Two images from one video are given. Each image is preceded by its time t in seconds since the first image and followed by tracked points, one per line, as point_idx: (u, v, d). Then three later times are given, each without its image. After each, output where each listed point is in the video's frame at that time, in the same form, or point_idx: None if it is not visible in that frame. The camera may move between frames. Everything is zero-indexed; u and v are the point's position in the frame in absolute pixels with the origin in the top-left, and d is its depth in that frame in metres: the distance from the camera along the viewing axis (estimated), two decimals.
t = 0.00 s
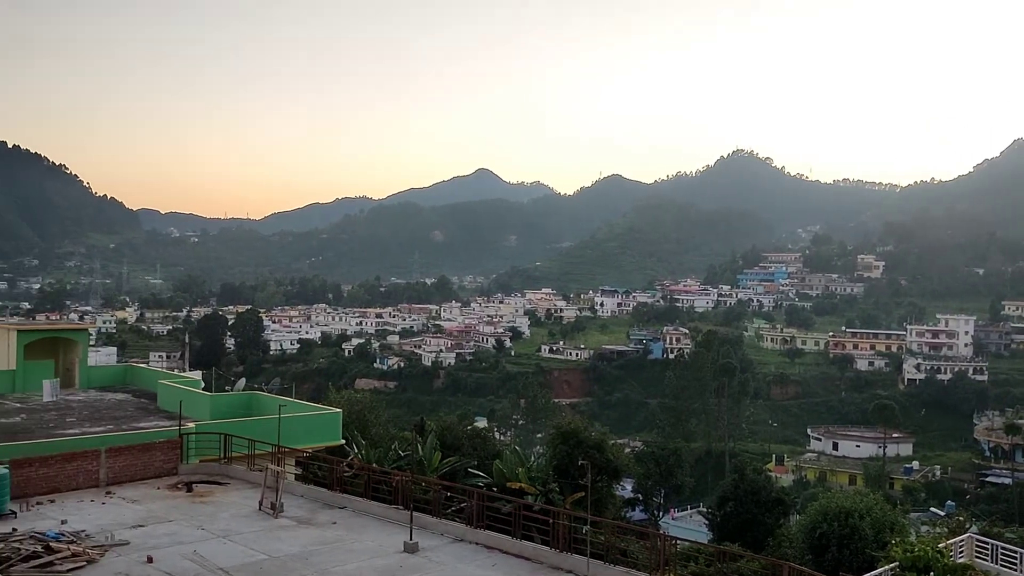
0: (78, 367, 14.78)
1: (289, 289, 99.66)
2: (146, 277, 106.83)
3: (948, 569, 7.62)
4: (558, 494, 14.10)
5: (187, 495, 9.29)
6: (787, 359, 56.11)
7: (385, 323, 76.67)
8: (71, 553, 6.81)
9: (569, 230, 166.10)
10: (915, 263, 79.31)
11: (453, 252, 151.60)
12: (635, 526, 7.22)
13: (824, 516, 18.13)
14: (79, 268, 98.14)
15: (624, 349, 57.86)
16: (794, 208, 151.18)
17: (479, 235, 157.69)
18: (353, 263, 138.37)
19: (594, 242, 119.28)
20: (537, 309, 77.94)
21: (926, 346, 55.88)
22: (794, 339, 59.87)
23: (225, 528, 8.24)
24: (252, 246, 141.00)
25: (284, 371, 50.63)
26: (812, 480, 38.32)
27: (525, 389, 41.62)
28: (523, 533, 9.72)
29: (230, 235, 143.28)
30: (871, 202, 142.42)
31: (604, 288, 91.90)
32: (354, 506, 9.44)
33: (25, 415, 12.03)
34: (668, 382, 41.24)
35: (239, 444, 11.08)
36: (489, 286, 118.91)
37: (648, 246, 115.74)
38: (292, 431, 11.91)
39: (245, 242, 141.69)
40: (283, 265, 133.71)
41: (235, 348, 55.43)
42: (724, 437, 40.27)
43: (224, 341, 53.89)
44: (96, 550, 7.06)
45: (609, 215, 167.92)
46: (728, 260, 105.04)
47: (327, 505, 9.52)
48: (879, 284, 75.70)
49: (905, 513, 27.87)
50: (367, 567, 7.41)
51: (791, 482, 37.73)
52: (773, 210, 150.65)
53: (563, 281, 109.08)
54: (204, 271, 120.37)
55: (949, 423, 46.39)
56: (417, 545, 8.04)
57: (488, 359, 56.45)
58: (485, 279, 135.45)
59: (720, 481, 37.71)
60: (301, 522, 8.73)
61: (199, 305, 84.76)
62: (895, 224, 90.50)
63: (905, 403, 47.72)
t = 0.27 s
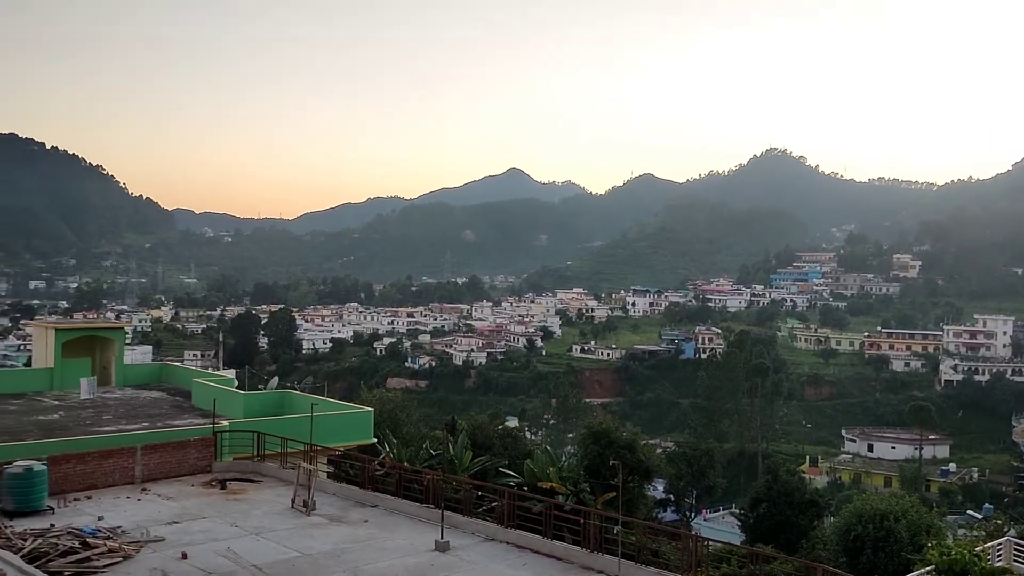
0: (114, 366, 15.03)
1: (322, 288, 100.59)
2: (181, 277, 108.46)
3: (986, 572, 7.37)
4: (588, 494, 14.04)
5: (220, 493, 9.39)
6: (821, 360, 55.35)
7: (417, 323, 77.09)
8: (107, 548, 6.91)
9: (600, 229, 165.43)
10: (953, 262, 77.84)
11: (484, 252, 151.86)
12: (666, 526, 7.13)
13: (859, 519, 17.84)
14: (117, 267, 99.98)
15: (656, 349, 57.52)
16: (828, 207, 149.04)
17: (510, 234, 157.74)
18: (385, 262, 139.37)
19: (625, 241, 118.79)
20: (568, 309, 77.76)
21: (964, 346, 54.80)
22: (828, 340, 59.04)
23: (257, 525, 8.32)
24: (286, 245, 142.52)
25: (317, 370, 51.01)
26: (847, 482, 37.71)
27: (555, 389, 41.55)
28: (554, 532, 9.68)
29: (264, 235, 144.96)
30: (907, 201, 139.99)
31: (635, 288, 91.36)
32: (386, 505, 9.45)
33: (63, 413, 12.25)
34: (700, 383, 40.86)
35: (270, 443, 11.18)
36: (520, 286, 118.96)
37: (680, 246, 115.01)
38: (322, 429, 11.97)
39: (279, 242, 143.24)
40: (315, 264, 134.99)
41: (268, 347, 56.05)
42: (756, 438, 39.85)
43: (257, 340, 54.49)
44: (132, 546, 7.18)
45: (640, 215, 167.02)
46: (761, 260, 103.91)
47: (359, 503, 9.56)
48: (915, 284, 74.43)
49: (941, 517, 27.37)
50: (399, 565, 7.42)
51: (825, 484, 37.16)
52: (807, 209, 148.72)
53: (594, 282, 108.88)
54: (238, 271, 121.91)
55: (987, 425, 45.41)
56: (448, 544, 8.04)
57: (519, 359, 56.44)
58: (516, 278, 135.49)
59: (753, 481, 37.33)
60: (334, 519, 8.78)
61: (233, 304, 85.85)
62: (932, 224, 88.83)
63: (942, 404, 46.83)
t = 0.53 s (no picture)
0: (148, 363, 15.28)
1: (353, 287, 101.33)
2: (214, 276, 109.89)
3: None
4: (618, 495, 13.96)
5: (252, 489, 9.50)
6: (854, 360, 54.55)
7: (446, 322, 77.38)
8: (141, 544, 7.01)
9: (630, 228, 164.61)
10: (991, 262, 76.25)
11: (514, 251, 151.87)
12: (698, 527, 7.05)
13: (894, 520, 17.54)
14: (151, 266, 101.64)
15: (687, 349, 57.13)
16: (863, 205, 146.76)
17: (540, 233, 157.55)
18: (415, 261, 140.08)
19: (656, 240, 118.10)
20: (598, 309, 77.51)
21: (1002, 347, 53.66)
22: (862, 340, 58.18)
23: (289, 522, 8.39)
24: (317, 244, 143.79)
25: (347, 368, 51.29)
26: (881, 484, 37.09)
27: (585, 389, 41.41)
28: (584, 532, 9.64)
29: (296, 235, 146.34)
30: (944, 199, 137.39)
31: (666, 287, 90.79)
32: (416, 503, 9.47)
33: (99, 409, 12.48)
34: (731, 383, 40.48)
35: (302, 440, 11.28)
36: (550, 285, 118.85)
37: (711, 246, 114.07)
38: (353, 427, 12.04)
39: (311, 241, 144.53)
40: (346, 263, 136.04)
41: (300, 345, 56.60)
42: (789, 438, 39.39)
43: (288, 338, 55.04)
44: (166, 542, 7.28)
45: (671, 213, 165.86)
46: (794, 259, 102.67)
47: (389, 501, 9.60)
48: (952, 283, 73.06)
49: (976, 521, 26.81)
50: (429, 563, 7.44)
51: (859, 485, 36.57)
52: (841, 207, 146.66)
53: (625, 281, 108.47)
54: (270, 269, 123.24)
55: None
56: (478, 543, 8.03)
57: (548, 358, 56.39)
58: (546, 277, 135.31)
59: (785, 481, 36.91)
60: (364, 517, 8.83)
61: (265, 302, 86.75)
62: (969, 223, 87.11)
63: (980, 406, 45.89)
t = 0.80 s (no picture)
0: (183, 360, 15.48)
1: (384, 286, 101.96)
2: (247, 274, 111.18)
3: None
4: (650, 496, 13.86)
5: (286, 486, 9.56)
6: (889, 360, 53.66)
7: (477, 320, 77.54)
8: (176, 539, 7.09)
9: (662, 226, 163.38)
10: None
11: (545, 249, 151.65)
12: (730, 527, 6.96)
13: (930, 523, 17.24)
14: (186, 264, 103.20)
15: (719, 348, 56.65)
16: (899, 202, 144.27)
17: (571, 232, 157.10)
18: (446, 260, 140.59)
19: (688, 239, 117.24)
20: (630, 308, 77.07)
21: None
22: (897, 339, 57.22)
23: (321, 519, 8.44)
24: (349, 243, 144.92)
25: (379, 366, 51.51)
26: (916, 485, 36.42)
27: (616, 388, 41.21)
28: (616, 531, 9.56)
29: (328, 233, 147.59)
30: (983, 197, 134.59)
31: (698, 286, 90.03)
32: (447, 501, 9.49)
33: (135, 406, 12.67)
34: (764, 383, 40.06)
35: (334, 437, 11.34)
36: (581, 283, 118.61)
37: (744, 245, 112.90)
38: (384, 425, 12.09)
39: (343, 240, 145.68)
40: (378, 262, 136.92)
41: (332, 343, 57.03)
42: (823, 438, 38.86)
43: (320, 336, 55.48)
44: (200, 538, 7.35)
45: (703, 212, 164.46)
46: (828, 258, 101.24)
47: (420, 499, 9.60)
48: (990, 282, 71.57)
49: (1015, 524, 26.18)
50: (460, 561, 7.43)
51: (894, 486, 35.92)
52: (876, 205, 144.35)
53: (657, 280, 107.84)
54: (303, 267, 124.40)
55: None
56: (509, 541, 8.01)
57: (579, 357, 56.24)
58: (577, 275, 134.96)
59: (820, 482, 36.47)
60: (395, 515, 8.86)
61: (298, 300, 87.58)
62: (1009, 222, 85.27)
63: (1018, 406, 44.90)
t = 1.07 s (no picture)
0: (216, 359, 15.69)
1: (414, 285, 102.44)
2: (279, 274, 112.38)
3: None
4: (681, 496, 13.76)
5: (318, 485, 9.64)
6: (925, 359, 52.71)
7: (507, 319, 77.61)
8: (210, 537, 7.18)
9: (692, 224, 162.05)
10: None
11: (575, 249, 151.26)
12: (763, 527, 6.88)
13: (967, 525, 16.87)
14: (220, 264, 104.67)
15: (751, 348, 56.12)
16: (935, 199, 141.61)
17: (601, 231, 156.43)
18: (476, 260, 140.92)
19: (719, 238, 116.26)
20: (660, 307, 76.59)
21: None
22: (933, 339, 56.23)
23: (353, 517, 8.48)
24: (380, 243, 145.85)
25: (409, 365, 51.65)
26: (953, 487, 35.71)
27: (647, 388, 40.95)
28: (648, 531, 9.50)
29: (359, 234, 148.67)
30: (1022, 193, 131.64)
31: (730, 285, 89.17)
32: (478, 500, 9.48)
33: (169, 404, 12.85)
34: (797, 383, 39.59)
35: (366, 437, 11.40)
36: (611, 283, 118.20)
37: (776, 244, 111.65)
38: (416, 424, 12.12)
39: (373, 240, 146.60)
40: (407, 262, 137.60)
41: (363, 343, 57.43)
42: (857, 439, 38.28)
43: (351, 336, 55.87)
44: (234, 535, 7.43)
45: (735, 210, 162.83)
46: (862, 256, 99.73)
47: (451, 498, 9.61)
48: None
49: None
50: (491, 560, 7.42)
51: (930, 487, 35.24)
52: (912, 202, 141.84)
53: (688, 279, 107.13)
54: (334, 267, 125.43)
55: None
56: (540, 541, 7.99)
57: (610, 357, 56.04)
58: (607, 275, 134.43)
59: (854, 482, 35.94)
60: (427, 513, 8.88)
61: (329, 300, 88.33)
62: None
63: None
